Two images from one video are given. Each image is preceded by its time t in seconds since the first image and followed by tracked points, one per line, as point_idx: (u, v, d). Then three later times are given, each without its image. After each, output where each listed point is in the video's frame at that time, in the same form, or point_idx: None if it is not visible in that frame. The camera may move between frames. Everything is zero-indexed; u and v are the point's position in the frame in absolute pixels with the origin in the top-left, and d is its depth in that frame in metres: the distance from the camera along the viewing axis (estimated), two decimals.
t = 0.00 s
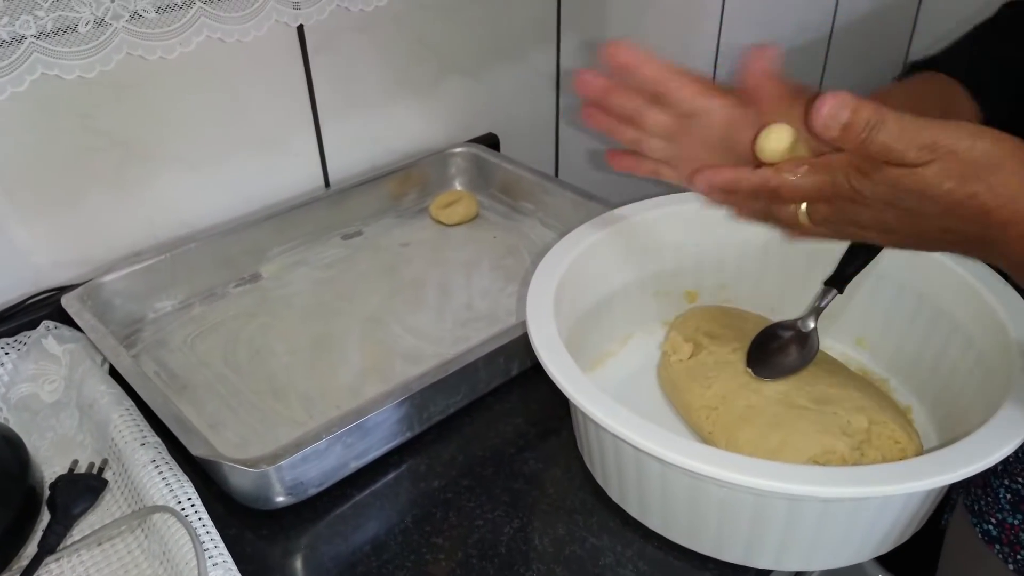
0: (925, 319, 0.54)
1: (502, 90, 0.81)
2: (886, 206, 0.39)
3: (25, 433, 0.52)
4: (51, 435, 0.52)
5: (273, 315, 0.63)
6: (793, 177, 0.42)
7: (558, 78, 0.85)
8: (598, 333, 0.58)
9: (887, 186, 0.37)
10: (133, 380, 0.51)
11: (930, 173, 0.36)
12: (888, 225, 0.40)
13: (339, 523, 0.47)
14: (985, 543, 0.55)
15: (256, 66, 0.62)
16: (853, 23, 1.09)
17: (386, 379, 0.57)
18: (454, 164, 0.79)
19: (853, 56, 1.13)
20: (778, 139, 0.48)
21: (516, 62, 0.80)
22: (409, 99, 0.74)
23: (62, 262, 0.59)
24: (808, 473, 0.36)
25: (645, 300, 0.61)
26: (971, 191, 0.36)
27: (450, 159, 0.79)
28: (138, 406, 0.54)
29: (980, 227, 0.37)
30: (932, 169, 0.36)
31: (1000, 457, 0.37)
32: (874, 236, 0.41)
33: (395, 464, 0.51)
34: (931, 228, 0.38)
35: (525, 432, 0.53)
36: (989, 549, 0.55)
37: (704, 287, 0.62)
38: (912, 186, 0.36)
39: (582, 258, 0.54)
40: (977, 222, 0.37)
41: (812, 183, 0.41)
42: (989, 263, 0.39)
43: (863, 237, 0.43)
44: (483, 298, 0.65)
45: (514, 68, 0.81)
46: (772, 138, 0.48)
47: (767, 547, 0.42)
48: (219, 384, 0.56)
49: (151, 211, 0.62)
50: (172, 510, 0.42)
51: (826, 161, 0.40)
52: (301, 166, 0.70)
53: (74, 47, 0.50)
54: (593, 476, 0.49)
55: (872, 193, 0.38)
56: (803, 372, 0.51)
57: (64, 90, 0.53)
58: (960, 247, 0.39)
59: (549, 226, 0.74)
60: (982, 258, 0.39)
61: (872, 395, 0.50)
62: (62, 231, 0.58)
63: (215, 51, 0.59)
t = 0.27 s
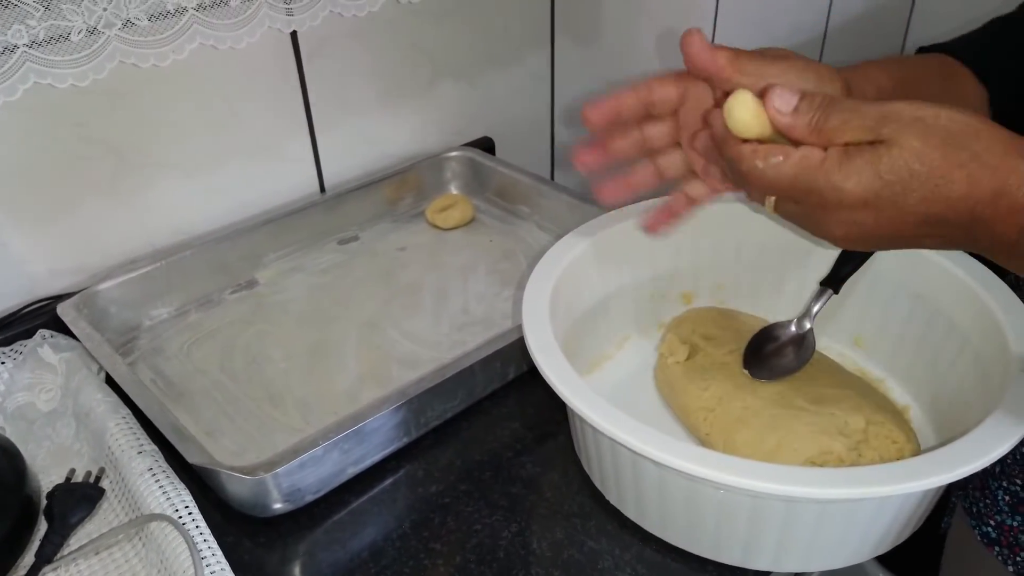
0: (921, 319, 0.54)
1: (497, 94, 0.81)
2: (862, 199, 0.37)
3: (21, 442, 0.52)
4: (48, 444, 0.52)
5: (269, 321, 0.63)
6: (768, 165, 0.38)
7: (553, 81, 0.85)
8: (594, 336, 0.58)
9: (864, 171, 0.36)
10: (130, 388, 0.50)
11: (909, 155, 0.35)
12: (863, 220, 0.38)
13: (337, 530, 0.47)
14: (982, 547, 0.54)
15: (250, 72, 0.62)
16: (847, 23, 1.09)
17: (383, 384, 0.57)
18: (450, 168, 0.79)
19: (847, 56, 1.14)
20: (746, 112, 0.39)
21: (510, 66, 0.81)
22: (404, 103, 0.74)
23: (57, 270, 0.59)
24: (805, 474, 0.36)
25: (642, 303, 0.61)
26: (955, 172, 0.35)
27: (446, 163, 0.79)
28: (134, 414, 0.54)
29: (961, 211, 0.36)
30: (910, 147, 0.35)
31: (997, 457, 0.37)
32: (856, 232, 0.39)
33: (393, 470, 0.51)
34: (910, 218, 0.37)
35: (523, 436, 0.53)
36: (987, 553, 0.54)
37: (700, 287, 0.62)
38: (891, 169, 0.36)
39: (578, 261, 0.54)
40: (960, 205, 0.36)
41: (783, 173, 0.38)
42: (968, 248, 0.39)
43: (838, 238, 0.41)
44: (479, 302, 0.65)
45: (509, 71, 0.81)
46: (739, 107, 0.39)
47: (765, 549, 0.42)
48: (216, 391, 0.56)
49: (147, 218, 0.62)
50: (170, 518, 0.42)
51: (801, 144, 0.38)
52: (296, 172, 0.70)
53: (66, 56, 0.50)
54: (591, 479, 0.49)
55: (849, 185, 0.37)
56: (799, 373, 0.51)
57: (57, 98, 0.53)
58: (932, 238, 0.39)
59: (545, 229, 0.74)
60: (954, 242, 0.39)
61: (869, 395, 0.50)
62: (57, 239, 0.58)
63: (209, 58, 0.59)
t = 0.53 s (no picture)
0: (922, 325, 0.54)
1: (497, 99, 0.81)
2: (865, 225, 0.38)
3: (23, 449, 0.52)
4: (50, 451, 0.52)
5: (270, 327, 0.63)
6: (770, 191, 0.39)
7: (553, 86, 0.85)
8: (595, 342, 0.58)
9: (866, 196, 0.37)
10: (131, 394, 0.50)
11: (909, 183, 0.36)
12: (866, 244, 0.39)
13: (339, 537, 0.47)
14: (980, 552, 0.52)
15: (252, 77, 0.62)
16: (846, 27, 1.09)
17: (384, 390, 0.57)
18: (451, 174, 0.79)
19: (845, 59, 1.14)
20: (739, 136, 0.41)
21: (511, 70, 0.81)
22: (405, 109, 0.74)
23: (58, 276, 0.59)
24: (808, 483, 0.36)
25: (643, 308, 0.61)
26: (957, 197, 0.35)
27: (447, 168, 0.79)
28: (136, 421, 0.54)
29: (963, 235, 0.36)
30: (911, 172, 0.36)
31: (1000, 465, 0.37)
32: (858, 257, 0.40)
33: (395, 476, 0.51)
34: (913, 241, 0.38)
35: (524, 442, 0.53)
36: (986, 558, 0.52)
37: (701, 293, 0.62)
38: (895, 195, 0.36)
39: (579, 268, 0.54)
40: (961, 229, 0.36)
41: (782, 200, 0.39)
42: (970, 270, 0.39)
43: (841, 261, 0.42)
44: (481, 308, 0.65)
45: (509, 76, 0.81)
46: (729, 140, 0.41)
47: (768, 557, 0.42)
48: (218, 398, 0.56)
49: (148, 224, 0.62)
50: (172, 526, 0.42)
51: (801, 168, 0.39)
52: (297, 178, 0.70)
53: (68, 63, 0.50)
54: (593, 486, 0.49)
55: (851, 210, 0.38)
56: (800, 380, 0.51)
57: (59, 104, 0.53)
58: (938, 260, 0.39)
59: (546, 235, 0.75)
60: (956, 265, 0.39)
61: (870, 401, 0.50)
62: (58, 245, 0.58)
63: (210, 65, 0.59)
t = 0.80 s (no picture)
0: (921, 334, 0.54)
1: (497, 104, 0.81)
2: (877, 189, 0.37)
3: (21, 454, 0.51)
4: (47, 456, 0.52)
5: (269, 333, 0.63)
6: (791, 144, 0.39)
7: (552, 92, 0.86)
8: (595, 349, 0.58)
9: (881, 164, 0.36)
10: (130, 400, 0.50)
11: (924, 154, 0.35)
12: (878, 209, 0.38)
13: (337, 544, 0.47)
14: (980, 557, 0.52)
15: (252, 83, 0.62)
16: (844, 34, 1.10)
17: (383, 397, 0.57)
18: (450, 179, 0.79)
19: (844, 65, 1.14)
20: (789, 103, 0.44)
21: (510, 76, 0.81)
22: (404, 114, 0.74)
23: (57, 281, 0.59)
24: (806, 493, 0.36)
25: (642, 315, 0.61)
26: (966, 178, 0.35)
27: (446, 174, 0.79)
28: (134, 427, 0.54)
29: (965, 215, 0.35)
30: (925, 148, 0.35)
31: (998, 475, 0.37)
32: (866, 225, 0.39)
33: (393, 483, 0.51)
34: (917, 217, 0.37)
35: (523, 449, 0.53)
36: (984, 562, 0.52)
37: (700, 301, 0.62)
38: (908, 167, 0.36)
39: (578, 275, 0.54)
40: (967, 210, 0.35)
41: (805, 154, 0.39)
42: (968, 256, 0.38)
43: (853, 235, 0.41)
44: (480, 314, 0.65)
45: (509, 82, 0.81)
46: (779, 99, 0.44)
47: (766, 566, 0.42)
48: (216, 404, 0.56)
49: (148, 229, 0.62)
50: (170, 533, 0.42)
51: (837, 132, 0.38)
52: (297, 184, 0.70)
53: (67, 68, 0.50)
54: (592, 494, 0.49)
55: (872, 174, 0.37)
56: (799, 388, 0.51)
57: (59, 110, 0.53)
58: (938, 242, 0.38)
59: (545, 241, 0.75)
60: (950, 249, 0.38)
61: (869, 410, 0.50)
62: (58, 249, 0.58)
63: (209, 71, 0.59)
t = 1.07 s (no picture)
0: (921, 336, 0.54)
1: (496, 107, 0.82)
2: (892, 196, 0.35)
3: (23, 457, 0.52)
4: (49, 460, 0.52)
5: (270, 336, 0.63)
6: (809, 155, 0.37)
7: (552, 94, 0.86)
8: (595, 351, 0.58)
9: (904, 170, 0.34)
10: (131, 404, 0.50)
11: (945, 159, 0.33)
12: (901, 208, 0.36)
13: (338, 547, 0.47)
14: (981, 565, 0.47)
15: (251, 86, 0.62)
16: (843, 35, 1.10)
17: (384, 399, 0.57)
18: (450, 182, 0.79)
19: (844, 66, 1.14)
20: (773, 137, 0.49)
21: (509, 79, 0.81)
22: (404, 117, 0.74)
23: (58, 285, 0.59)
24: (807, 495, 0.37)
25: (641, 317, 0.61)
26: (991, 178, 0.32)
27: (446, 177, 0.79)
28: (135, 430, 0.54)
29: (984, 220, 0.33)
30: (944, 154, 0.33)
31: (997, 477, 0.37)
32: (856, 240, 0.40)
33: (394, 486, 0.51)
34: (941, 220, 0.35)
35: (524, 451, 0.54)
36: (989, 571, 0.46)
37: (701, 303, 0.62)
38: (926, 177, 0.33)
39: (578, 278, 0.54)
40: (982, 216, 0.33)
41: (819, 164, 0.37)
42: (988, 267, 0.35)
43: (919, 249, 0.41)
44: (480, 316, 0.65)
45: (508, 84, 0.81)
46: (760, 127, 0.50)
47: (767, 569, 0.42)
48: (217, 407, 0.56)
49: (149, 233, 0.63)
50: (171, 536, 0.42)
51: (838, 128, 0.35)
52: (297, 187, 0.70)
53: (68, 73, 0.51)
54: (592, 496, 0.49)
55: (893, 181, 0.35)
56: (799, 390, 0.51)
57: (60, 114, 0.54)
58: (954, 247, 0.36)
59: (545, 243, 0.75)
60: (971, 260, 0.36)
61: (868, 411, 0.50)
62: (58, 253, 0.58)
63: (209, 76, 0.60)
